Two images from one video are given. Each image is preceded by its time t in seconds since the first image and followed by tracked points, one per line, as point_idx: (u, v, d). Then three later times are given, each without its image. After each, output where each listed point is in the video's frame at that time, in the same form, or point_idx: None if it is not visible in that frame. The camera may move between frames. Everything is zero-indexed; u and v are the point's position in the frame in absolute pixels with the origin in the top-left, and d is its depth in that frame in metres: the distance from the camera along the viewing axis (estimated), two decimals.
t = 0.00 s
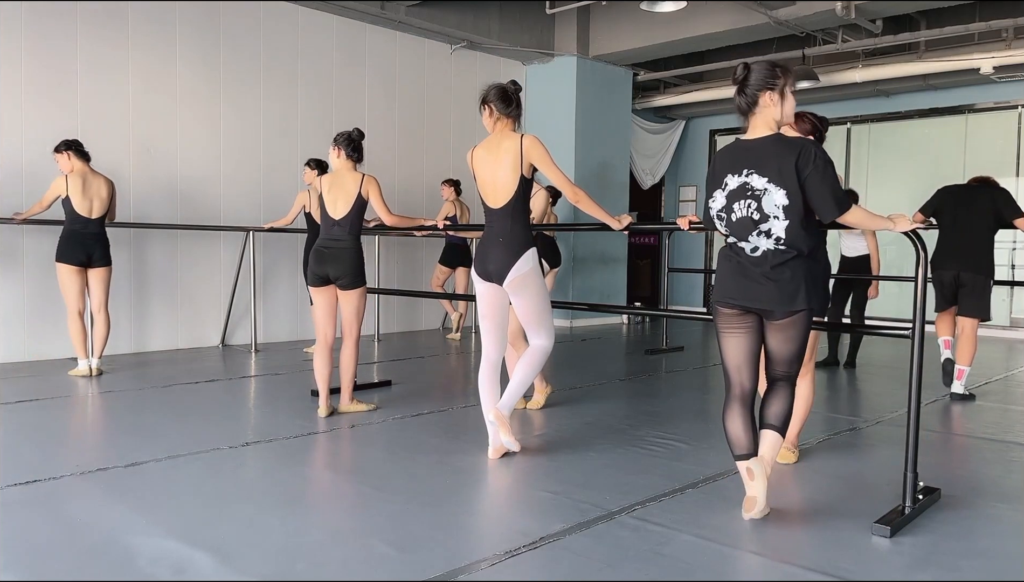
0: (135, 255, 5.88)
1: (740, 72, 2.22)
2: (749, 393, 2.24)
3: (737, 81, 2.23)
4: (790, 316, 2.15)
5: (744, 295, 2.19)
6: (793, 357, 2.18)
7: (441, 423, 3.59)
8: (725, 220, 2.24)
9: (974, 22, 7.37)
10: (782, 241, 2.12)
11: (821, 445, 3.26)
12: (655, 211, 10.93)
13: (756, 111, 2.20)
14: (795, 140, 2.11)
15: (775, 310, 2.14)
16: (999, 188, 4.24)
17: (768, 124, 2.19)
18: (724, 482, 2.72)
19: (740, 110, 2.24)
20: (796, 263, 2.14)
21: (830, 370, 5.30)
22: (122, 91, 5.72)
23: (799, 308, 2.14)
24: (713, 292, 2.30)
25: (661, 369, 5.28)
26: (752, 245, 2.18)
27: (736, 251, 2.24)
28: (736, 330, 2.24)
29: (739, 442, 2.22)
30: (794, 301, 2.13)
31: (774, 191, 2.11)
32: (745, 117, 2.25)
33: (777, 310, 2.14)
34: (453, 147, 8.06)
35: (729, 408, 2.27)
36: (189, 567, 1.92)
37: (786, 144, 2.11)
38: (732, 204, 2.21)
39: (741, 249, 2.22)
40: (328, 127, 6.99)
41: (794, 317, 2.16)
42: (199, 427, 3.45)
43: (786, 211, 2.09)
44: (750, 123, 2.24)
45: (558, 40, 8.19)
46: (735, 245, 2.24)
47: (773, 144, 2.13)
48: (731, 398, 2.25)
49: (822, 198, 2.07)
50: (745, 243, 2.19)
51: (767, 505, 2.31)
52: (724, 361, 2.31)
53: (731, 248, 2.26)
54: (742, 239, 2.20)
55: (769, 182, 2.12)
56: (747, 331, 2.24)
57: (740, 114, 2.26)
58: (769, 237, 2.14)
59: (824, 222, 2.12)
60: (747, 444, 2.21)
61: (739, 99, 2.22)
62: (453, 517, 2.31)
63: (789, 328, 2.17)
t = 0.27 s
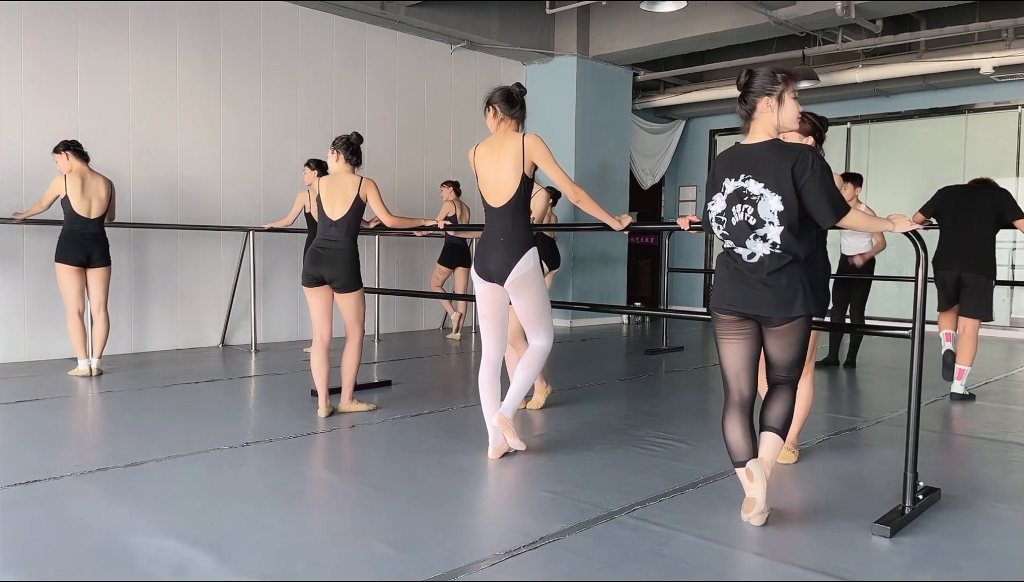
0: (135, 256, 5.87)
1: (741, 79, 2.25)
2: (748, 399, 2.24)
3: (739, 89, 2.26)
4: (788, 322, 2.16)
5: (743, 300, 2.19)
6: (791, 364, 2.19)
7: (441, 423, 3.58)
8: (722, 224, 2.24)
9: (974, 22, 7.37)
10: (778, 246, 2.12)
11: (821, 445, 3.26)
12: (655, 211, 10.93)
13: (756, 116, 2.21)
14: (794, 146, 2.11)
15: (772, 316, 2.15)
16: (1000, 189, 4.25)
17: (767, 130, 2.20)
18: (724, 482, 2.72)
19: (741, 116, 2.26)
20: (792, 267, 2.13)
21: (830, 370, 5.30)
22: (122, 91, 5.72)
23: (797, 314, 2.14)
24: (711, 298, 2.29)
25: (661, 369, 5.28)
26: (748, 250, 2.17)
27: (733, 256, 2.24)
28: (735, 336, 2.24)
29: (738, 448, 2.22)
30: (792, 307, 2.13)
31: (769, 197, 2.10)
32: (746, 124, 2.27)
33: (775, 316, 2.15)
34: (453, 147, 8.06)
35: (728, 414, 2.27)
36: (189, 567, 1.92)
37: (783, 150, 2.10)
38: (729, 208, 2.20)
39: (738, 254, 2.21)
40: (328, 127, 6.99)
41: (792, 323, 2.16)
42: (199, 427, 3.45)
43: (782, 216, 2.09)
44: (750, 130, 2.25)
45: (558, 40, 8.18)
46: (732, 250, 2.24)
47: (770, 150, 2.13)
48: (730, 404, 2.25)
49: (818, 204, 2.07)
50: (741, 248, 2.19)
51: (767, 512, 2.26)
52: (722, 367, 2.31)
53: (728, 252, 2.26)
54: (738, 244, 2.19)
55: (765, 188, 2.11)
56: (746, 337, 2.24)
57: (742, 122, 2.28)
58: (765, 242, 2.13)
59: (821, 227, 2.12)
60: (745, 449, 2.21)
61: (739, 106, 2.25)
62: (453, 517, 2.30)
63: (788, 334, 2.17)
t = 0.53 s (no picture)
0: (135, 256, 5.87)
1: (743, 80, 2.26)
2: (747, 401, 2.24)
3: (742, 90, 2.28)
4: (787, 324, 2.16)
5: (742, 301, 2.19)
6: (792, 366, 2.19)
7: (441, 423, 3.58)
8: (723, 224, 2.24)
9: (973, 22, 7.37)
10: (778, 246, 2.11)
11: (821, 445, 3.26)
12: (655, 211, 10.93)
13: (756, 116, 2.21)
14: (794, 146, 2.11)
15: (771, 317, 2.14)
16: (1002, 190, 4.24)
17: (768, 130, 2.20)
18: (723, 482, 2.72)
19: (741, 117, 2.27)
20: (792, 267, 2.13)
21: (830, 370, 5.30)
22: (122, 92, 5.72)
23: (797, 315, 2.14)
24: (711, 298, 2.29)
25: (661, 369, 5.28)
26: (748, 251, 2.17)
27: (734, 256, 2.23)
28: (735, 337, 2.25)
29: (737, 449, 2.22)
30: (791, 308, 2.13)
31: (769, 196, 2.10)
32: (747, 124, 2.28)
33: (773, 317, 2.15)
34: (453, 147, 8.06)
35: (727, 415, 2.27)
36: (189, 567, 1.92)
37: (783, 150, 2.11)
38: (729, 208, 2.21)
39: (738, 255, 2.21)
40: (328, 126, 6.99)
41: (792, 326, 2.16)
42: (199, 427, 3.45)
43: (782, 216, 2.09)
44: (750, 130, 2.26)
45: (558, 40, 8.18)
46: (732, 251, 2.24)
47: (770, 150, 2.13)
48: (729, 406, 2.25)
49: (818, 203, 2.07)
50: (742, 248, 2.19)
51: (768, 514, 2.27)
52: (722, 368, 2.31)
53: (728, 252, 2.26)
54: (738, 244, 2.19)
55: (765, 187, 2.11)
56: (745, 339, 2.24)
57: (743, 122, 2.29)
58: (765, 242, 2.13)
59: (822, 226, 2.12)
60: (744, 450, 2.21)
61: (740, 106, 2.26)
62: (452, 517, 2.30)
63: (788, 336, 2.17)
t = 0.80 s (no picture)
0: (135, 255, 5.87)
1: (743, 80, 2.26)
2: (748, 401, 2.24)
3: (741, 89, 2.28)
4: (787, 325, 2.16)
5: (742, 301, 2.19)
6: (793, 367, 2.19)
7: (441, 424, 3.58)
8: (723, 224, 2.24)
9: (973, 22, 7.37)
10: (778, 245, 2.11)
11: (821, 444, 3.26)
12: (655, 211, 10.93)
13: (756, 116, 2.21)
14: (794, 146, 2.11)
15: (771, 318, 2.14)
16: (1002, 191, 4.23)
17: (768, 130, 2.20)
18: (724, 482, 2.72)
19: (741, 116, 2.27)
20: (793, 267, 2.13)
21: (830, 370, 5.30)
22: (122, 92, 5.72)
23: (798, 316, 2.14)
24: (711, 299, 2.29)
25: (661, 369, 5.28)
26: (749, 251, 2.17)
27: (735, 257, 2.23)
28: (735, 338, 2.25)
29: (738, 449, 2.22)
30: (791, 309, 2.13)
31: (770, 195, 2.10)
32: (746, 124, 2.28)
33: (773, 318, 2.15)
34: (453, 147, 8.06)
35: (728, 415, 2.27)
36: (189, 567, 1.92)
37: (783, 149, 2.11)
38: (730, 208, 2.21)
39: (739, 256, 2.21)
40: (328, 126, 6.99)
41: (793, 327, 2.16)
42: (199, 427, 3.45)
43: (782, 215, 2.09)
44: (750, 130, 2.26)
45: (558, 40, 8.18)
46: (733, 251, 2.24)
47: (771, 148, 2.13)
48: (730, 406, 2.25)
49: (819, 201, 2.07)
50: (742, 248, 2.19)
51: (768, 515, 2.26)
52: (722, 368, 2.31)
53: (729, 253, 2.26)
54: (738, 244, 2.19)
55: (766, 186, 2.11)
56: (746, 339, 2.24)
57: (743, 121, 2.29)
58: (766, 241, 2.13)
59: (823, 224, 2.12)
60: (744, 450, 2.21)
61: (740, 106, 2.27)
62: (452, 517, 2.30)
63: (788, 337, 2.17)
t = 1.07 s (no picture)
0: (135, 255, 5.87)
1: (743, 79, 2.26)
2: (748, 401, 2.24)
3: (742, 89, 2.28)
4: (788, 326, 2.16)
5: (742, 301, 2.19)
6: (794, 368, 2.19)
7: (441, 423, 3.58)
8: (723, 223, 2.24)
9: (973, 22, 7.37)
10: (779, 244, 2.11)
11: (821, 445, 3.26)
12: (655, 211, 10.93)
13: (756, 116, 2.22)
14: (794, 145, 2.11)
15: (771, 319, 2.14)
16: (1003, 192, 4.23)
17: (768, 130, 2.20)
18: (724, 482, 2.72)
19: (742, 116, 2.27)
20: (793, 267, 2.13)
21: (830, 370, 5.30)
22: (122, 92, 5.72)
23: (798, 318, 2.13)
24: (712, 299, 2.29)
25: (661, 369, 5.28)
26: (749, 251, 2.17)
27: (735, 257, 2.23)
28: (736, 337, 2.25)
29: (738, 450, 2.22)
30: (791, 311, 2.12)
31: (771, 193, 2.10)
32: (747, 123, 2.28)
33: (773, 321, 2.14)
34: (453, 147, 8.06)
35: (728, 416, 2.27)
36: (189, 567, 1.92)
37: (784, 148, 2.11)
38: (730, 207, 2.20)
39: (739, 255, 2.21)
40: (328, 126, 6.99)
41: (793, 328, 2.16)
42: (200, 427, 3.45)
43: (783, 213, 2.09)
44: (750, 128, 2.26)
45: (558, 40, 8.18)
46: (733, 251, 2.23)
47: (771, 147, 2.13)
48: (730, 406, 2.25)
49: (819, 200, 2.07)
50: (743, 247, 2.19)
51: (767, 514, 2.26)
52: (723, 368, 2.31)
53: (730, 253, 2.26)
54: (738, 243, 2.19)
55: (766, 185, 2.11)
56: (747, 339, 2.24)
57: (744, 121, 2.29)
58: (766, 240, 2.13)
59: (823, 223, 2.12)
60: (744, 451, 2.21)
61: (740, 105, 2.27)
62: (451, 517, 2.30)
63: (790, 338, 2.17)
